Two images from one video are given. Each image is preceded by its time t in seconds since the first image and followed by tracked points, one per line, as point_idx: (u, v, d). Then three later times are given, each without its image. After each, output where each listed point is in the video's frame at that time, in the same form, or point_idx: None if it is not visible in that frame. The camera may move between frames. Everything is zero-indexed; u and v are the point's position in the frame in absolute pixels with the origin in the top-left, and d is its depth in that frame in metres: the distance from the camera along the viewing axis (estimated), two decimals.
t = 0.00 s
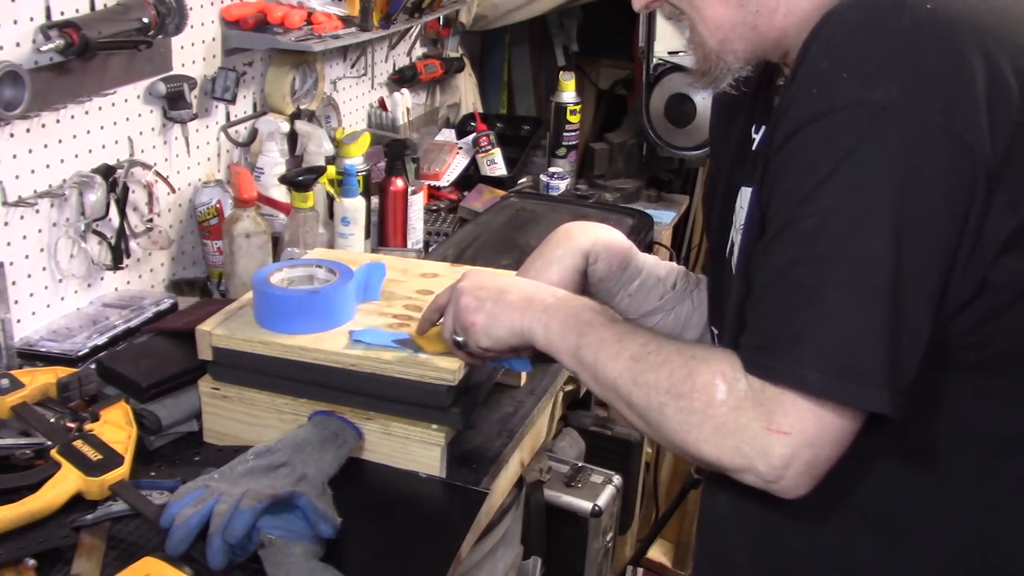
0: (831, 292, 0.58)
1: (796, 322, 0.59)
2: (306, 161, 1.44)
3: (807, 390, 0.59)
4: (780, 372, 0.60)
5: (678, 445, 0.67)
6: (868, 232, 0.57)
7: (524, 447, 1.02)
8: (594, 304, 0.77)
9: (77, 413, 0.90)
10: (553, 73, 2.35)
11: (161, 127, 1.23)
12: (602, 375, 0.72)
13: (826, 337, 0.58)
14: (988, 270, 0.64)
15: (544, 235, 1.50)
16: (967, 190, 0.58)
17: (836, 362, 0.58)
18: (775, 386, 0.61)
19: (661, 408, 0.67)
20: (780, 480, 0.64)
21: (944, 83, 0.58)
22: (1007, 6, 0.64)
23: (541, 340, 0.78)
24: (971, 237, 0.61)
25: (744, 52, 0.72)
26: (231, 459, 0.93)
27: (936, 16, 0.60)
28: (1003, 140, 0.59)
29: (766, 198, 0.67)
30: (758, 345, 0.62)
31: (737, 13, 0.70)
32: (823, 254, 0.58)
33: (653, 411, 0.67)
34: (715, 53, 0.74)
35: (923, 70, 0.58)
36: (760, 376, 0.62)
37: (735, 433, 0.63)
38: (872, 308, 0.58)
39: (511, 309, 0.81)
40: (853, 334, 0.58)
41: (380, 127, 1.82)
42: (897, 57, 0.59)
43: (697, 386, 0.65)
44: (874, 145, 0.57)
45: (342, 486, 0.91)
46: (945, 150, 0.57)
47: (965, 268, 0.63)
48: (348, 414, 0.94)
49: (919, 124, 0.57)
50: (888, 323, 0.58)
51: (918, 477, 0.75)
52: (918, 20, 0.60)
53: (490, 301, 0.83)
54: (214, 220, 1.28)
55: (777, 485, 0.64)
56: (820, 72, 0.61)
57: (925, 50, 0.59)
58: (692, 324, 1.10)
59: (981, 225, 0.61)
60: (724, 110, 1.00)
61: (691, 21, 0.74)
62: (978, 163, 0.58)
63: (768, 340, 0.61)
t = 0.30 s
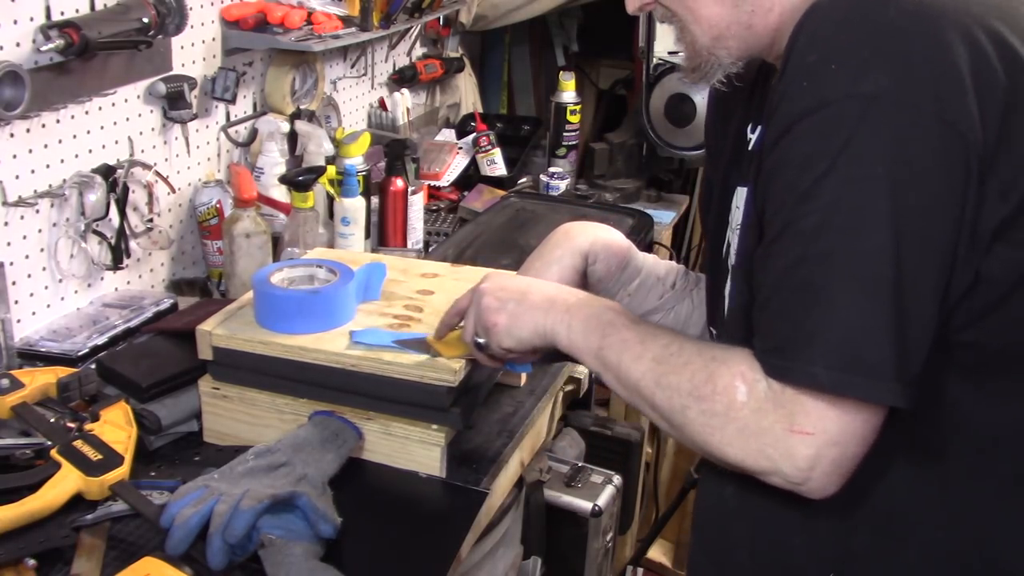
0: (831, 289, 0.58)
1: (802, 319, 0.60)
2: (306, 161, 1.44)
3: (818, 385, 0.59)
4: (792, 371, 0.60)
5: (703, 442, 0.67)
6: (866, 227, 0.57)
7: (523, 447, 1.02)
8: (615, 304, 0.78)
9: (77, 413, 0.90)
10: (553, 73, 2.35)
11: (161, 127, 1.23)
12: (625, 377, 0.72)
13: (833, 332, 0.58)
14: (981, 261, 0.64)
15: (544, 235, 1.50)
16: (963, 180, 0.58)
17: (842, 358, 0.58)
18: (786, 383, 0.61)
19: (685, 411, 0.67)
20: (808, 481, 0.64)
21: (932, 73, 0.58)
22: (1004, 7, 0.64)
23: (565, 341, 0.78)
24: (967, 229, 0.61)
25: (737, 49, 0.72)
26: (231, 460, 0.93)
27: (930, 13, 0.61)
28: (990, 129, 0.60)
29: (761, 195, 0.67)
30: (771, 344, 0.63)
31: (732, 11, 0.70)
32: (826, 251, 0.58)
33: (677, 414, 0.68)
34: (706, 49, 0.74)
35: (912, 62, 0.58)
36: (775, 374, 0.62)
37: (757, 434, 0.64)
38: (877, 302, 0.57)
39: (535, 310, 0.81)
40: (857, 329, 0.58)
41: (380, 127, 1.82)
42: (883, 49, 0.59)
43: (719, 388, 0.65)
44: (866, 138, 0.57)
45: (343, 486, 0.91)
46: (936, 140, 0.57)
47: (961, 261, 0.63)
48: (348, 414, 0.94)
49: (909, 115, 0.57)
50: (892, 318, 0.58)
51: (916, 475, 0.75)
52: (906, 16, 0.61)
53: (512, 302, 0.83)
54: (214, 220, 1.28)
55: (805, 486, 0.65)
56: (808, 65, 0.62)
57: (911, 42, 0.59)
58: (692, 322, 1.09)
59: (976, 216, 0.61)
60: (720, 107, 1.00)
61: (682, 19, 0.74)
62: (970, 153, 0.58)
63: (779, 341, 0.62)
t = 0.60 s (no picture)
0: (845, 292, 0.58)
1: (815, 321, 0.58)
2: (306, 161, 1.45)
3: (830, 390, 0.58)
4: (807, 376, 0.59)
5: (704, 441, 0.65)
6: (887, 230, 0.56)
7: (523, 447, 1.02)
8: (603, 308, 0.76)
9: (77, 413, 0.90)
10: (553, 73, 2.35)
11: (161, 127, 1.23)
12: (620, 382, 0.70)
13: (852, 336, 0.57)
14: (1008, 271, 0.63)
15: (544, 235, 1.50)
16: (987, 189, 0.58)
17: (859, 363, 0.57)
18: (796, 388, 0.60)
19: (686, 423, 0.66)
20: (816, 493, 0.62)
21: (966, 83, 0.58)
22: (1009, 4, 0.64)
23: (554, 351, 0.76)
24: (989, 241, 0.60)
25: (751, 29, 0.71)
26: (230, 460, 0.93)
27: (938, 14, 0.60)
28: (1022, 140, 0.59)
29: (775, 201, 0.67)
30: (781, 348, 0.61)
31: None
32: (847, 254, 0.57)
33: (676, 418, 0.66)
34: (719, 28, 0.72)
35: (942, 67, 0.58)
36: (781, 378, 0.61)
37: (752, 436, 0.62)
38: (896, 306, 0.57)
39: (517, 325, 0.78)
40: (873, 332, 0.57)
41: (380, 127, 1.82)
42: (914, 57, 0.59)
43: (723, 398, 0.64)
44: (894, 143, 0.57)
45: (342, 486, 0.91)
46: (969, 148, 0.57)
47: (986, 269, 0.62)
48: (348, 414, 0.94)
49: (938, 120, 0.57)
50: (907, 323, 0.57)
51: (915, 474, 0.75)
52: (924, 17, 0.60)
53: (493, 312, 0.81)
54: (214, 220, 1.28)
55: (812, 499, 0.63)
56: (836, 67, 0.61)
57: (938, 48, 0.59)
58: (690, 317, 1.09)
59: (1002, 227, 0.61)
60: (725, 103, 0.99)
61: None
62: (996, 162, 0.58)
63: (788, 343, 0.61)
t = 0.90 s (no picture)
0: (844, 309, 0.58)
1: (807, 341, 0.59)
2: (306, 161, 1.45)
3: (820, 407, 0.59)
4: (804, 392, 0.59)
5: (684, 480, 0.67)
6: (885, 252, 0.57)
7: (523, 448, 1.02)
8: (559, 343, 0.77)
9: (77, 413, 0.90)
10: (553, 73, 2.35)
11: (161, 127, 1.23)
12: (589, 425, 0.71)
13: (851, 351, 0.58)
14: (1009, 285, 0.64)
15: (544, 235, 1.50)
16: (988, 206, 0.58)
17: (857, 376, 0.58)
18: (787, 406, 0.60)
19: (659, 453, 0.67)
20: (793, 507, 0.63)
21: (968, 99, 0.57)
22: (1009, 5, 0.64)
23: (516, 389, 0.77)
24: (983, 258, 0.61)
25: (758, 25, 0.70)
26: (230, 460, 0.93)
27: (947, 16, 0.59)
28: None
29: (772, 207, 0.67)
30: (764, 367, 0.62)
31: None
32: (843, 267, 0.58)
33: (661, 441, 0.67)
34: (728, 23, 0.71)
35: (951, 74, 0.57)
36: (763, 392, 0.62)
37: (732, 455, 0.63)
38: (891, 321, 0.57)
39: (472, 375, 0.78)
40: (870, 351, 0.57)
41: (380, 127, 1.82)
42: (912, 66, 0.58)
43: (695, 422, 0.65)
44: (893, 160, 0.57)
45: (342, 486, 0.91)
46: (977, 157, 0.57)
47: (985, 282, 0.63)
48: (348, 414, 0.94)
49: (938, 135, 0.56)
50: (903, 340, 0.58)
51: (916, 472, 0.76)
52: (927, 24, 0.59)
53: (446, 339, 0.80)
54: (214, 220, 1.28)
55: (790, 511, 0.64)
56: (835, 81, 0.61)
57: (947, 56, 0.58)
58: (689, 315, 1.10)
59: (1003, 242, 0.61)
60: (729, 104, 0.99)
61: None
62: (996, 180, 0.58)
63: (785, 359, 0.61)
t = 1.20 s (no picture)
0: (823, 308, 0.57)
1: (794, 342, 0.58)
2: (306, 161, 1.45)
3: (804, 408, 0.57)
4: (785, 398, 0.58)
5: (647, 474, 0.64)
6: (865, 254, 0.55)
7: (523, 448, 1.02)
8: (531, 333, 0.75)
9: (77, 413, 0.90)
10: (553, 73, 2.35)
11: (161, 127, 1.23)
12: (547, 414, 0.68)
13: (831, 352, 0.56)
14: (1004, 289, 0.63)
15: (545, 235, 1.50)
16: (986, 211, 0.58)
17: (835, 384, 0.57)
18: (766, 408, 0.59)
19: (614, 437, 0.64)
20: (746, 506, 0.60)
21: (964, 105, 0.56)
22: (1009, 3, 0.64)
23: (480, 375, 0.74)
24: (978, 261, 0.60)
25: (753, 23, 0.70)
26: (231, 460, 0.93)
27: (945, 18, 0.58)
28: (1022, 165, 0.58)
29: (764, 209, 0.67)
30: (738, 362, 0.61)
31: None
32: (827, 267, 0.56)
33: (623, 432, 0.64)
34: (722, 20, 0.71)
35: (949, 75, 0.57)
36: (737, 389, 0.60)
37: (702, 449, 0.61)
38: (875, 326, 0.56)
39: (445, 344, 0.77)
40: (845, 355, 0.56)
41: (380, 127, 1.82)
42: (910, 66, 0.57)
43: (659, 409, 0.63)
44: (883, 164, 0.56)
45: (343, 486, 0.91)
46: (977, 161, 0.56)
47: (981, 289, 0.63)
48: (348, 414, 0.94)
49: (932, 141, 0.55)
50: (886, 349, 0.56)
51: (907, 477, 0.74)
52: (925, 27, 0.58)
53: (423, 336, 0.79)
54: (214, 220, 1.28)
55: (741, 512, 0.61)
56: (830, 83, 0.59)
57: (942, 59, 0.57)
58: (684, 296, 1.10)
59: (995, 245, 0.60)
60: (726, 99, 0.98)
61: None
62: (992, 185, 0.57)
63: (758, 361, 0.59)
